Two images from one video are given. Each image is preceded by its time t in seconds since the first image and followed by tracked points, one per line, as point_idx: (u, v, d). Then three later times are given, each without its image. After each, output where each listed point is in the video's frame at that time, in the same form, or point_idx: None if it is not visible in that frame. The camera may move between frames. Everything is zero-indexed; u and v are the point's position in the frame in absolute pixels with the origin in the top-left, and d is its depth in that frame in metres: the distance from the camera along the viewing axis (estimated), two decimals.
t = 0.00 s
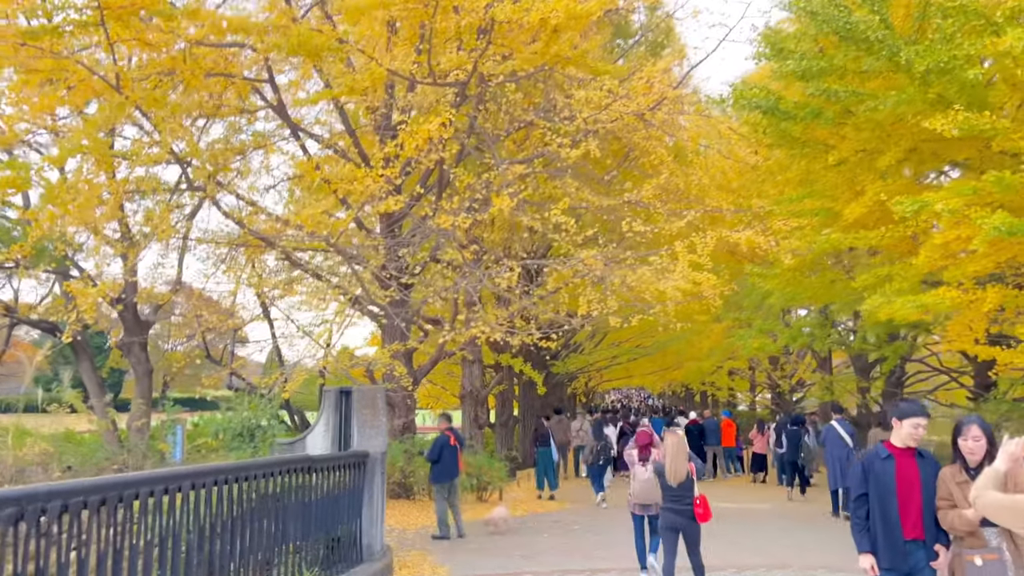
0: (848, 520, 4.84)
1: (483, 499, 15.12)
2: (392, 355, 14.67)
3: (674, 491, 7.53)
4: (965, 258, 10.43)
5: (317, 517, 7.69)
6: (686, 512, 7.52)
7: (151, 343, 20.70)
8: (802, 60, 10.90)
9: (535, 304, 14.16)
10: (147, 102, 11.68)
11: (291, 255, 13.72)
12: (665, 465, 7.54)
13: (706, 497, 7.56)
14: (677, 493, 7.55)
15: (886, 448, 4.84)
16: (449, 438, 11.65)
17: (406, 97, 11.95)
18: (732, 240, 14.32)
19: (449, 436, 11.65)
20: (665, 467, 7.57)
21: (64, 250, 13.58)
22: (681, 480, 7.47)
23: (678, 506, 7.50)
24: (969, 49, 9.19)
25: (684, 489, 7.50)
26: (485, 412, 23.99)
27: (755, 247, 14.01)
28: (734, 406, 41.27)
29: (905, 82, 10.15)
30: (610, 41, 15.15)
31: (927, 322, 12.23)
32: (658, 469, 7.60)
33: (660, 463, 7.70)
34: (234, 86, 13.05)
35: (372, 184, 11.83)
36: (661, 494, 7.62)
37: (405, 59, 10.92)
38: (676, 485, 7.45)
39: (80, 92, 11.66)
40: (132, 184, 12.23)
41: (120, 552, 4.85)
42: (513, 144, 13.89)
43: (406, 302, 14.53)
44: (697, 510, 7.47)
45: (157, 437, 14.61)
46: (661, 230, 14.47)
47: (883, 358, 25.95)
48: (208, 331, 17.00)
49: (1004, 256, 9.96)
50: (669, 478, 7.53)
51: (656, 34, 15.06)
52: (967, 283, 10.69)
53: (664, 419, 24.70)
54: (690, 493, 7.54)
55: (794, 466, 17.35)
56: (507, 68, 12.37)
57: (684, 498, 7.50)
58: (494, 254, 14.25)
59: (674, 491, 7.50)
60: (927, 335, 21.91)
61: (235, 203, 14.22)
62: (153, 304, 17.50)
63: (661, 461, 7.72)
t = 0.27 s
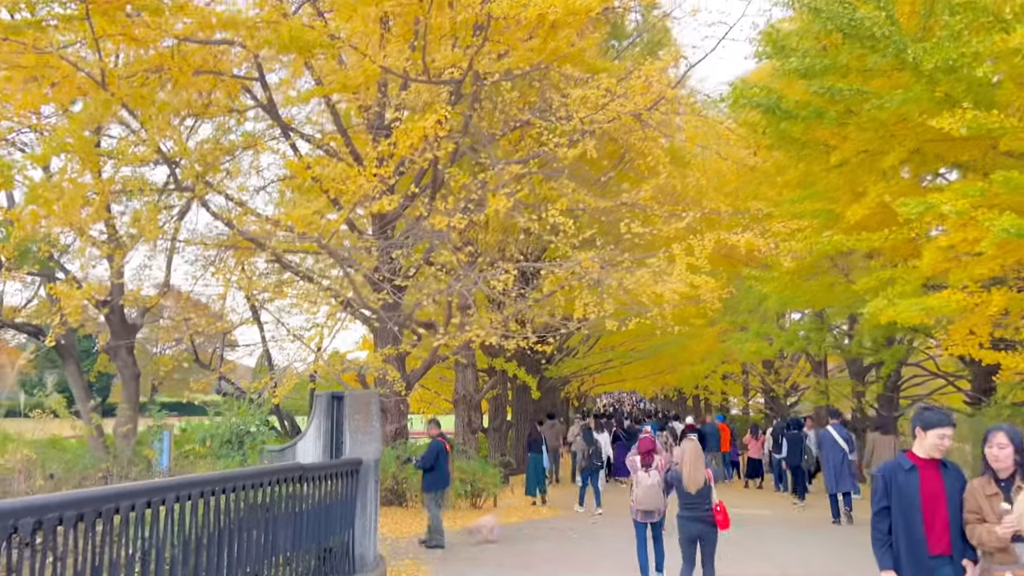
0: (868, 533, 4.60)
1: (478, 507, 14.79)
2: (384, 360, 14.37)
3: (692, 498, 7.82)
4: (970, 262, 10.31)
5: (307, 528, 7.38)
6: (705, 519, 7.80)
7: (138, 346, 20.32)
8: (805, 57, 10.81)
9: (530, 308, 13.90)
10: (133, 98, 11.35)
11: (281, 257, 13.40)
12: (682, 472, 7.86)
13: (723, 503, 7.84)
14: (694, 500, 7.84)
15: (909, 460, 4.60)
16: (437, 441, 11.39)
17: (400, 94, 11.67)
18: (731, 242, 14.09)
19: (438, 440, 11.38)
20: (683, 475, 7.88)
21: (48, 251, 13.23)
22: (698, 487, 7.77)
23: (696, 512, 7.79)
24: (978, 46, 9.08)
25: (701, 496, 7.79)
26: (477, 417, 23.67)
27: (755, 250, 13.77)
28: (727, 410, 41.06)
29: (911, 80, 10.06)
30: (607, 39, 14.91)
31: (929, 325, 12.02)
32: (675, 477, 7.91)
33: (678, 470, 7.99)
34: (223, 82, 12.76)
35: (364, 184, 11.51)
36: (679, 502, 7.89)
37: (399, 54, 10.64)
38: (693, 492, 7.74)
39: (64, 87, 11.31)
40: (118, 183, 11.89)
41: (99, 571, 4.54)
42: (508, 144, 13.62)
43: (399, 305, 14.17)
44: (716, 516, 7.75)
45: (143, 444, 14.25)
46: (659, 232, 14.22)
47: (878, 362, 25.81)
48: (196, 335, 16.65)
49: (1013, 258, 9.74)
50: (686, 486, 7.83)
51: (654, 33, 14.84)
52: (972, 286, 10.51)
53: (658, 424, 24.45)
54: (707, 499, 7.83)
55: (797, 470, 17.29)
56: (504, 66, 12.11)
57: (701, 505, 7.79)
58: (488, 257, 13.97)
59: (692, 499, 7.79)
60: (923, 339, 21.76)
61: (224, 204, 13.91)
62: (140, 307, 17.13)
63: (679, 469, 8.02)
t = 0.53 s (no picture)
0: (887, 528, 4.40)
1: (472, 500, 14.59)
2: (377, 351, 14.14)
3: (702, 488, 8.22)
4: (974, 251, 10.17)
5: (299, 522, 7.16)
6: (714, 508, 8.20)
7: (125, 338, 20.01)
8: (808, 42, 10.68)
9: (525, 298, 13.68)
10: (119, 80, 11.03)
11: (272, 246, 13.14)
12: (694, 462, 8.24)
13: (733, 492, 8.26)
14: (704, 490, 8.24)
15: (931, 452, 4.41)
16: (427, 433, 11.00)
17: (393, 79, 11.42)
18: (730, 232, 13.90)
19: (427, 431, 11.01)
20: (694, 466, 8.27)
21: (32, 239, 12.91)
22: (709, 477, 8.20)
23: (706, 502, 8.18)
24: (986, 28, 8.88)
25: (710, 486, 8.20)
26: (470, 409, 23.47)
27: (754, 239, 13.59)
28: (719, 403, 41.01)
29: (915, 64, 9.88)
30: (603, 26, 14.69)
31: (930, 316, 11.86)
32: (686, 467, 8.31)
33: (688, 461, 8.39)
34: (213, 66, 12.49)
35: (358, 169, 11.25)
36: (689, 492, 8.29)
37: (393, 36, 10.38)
38: (705, 481, 8.15)
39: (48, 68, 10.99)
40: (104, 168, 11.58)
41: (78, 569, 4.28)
42: (503, 132, 13.39)
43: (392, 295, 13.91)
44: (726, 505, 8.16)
45: (130, 436, 13.96)
46: (656, 222, 14.02)
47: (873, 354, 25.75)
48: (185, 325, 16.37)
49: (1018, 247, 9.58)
50: (697, 476, 8.24)
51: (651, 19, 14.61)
52: (975, 275, 10.37)
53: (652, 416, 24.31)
54: (716, 489, 8.25)
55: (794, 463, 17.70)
56: (500, 51, 11.89)
57: (711, 494, 8.18)
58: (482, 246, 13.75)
59: (702, 489, 8.19)
60: (919, 331, 21.69)
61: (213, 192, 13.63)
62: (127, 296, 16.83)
63: (688, 459, 8.43)
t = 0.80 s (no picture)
0: (910, 535, 4.19)
1: (463, 502, 14.32)
2: (366, 350, 13.87)
3: (706, 490, 8.16)
4: (976, 248, 10.01)
5: (286, 527, 6.86)
6: (717, 510, 8.17)
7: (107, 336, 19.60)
8: (808, 35, 10.47)
9: (518, 296, 13.45)
10: (101, 70, 10.70)
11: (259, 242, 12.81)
12: (698, 465, 8.18)
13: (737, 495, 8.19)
14: (708, 493, 8.20)
15: (956, 455, 4.19)
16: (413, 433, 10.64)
17: (385, 71, 11.16)
18: (726, 229, 13.69)
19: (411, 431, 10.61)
20: (697, 467, 8.19)
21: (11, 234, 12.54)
22: (713, 480, 8.13)
23: (708, 504, 8.13)
24: (992, 20, 8.70)
25: (714, 489, 8.15)
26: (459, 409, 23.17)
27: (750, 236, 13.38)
28: (707, 404, 40.88)
29: (919, 57, 9.70)
30: (596, 20, 14.47)
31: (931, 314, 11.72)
32: (689, 470, 8.23)
33: (690, 463, 8.32)
34: (198, 58, 12.15)
35: (348, 163, 10.95)
36: (693, 494, 8.24)
37: (385, 26, 10.13)
38: (709, 484, 8.10)
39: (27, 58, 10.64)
40: (85, 160, 11.23)
41: None
42: (495, 126, 13.15)
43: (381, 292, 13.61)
44: (730, 508, 8.11)
45: (112, 437, 13.61)
46: (651, 219, 13.82)
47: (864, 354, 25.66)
48: (169, 324, 16.03)
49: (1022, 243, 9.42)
50: (701, 478, 8.16)
51: (644, 14, 14.41)
52: (977, 273, 10.21)
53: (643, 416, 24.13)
54: (720, 492, 8.19)
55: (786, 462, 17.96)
56: (494, 43, 11.65)
57: (715, 497, 8.15)
58: (474, 243, 13.50)
59: (705, 491, 8.13)
60: (910, 330, 21.62)
61: (199, 186, 13.30)
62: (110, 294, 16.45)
63: (690, 461, 8.35)
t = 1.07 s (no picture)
0: (925, 541, 4.01)
1: (450, 502, 14.07)
2: (352, 348, 13.61)
3: (699, 488, 8.06)
4: (973, 244, 9.89)
5: (270, 531, 6.60)
6: (711, 508, 8.08)
7: (86, 334, 19.20)
8: (803, 27, 10.31)
9: (507, 293, 13.24)
10: (78, 59, 10.37)
11: (241, 237, 12.49)
12: (692, 463, 8.08)
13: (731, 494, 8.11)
14: (702, 490, 8.09)
15: (975, 456, 4.01)
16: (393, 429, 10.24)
17: (372, 62, 10.91)
18: (718, 226, 13.51)
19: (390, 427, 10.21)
20: (691, 466, 8.09)
21: None
22: (707, 477, 8.03)
23: (703, 502, 8.04)
24: (991, 12, 8.56)
25: (709, 486, 8.05)
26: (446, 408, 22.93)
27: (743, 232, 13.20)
28: (693, 403, 40.79)
29: (915, 49, 9.57)
30: (585, 14, 14.26)
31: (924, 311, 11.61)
32: (683, 467, 8.11)
33: (684, 461, 8.22)
34: (180, 48, 11.84)
35: (335, 155, 10.68)
36: (686, 491, 8.12)
37: (372, 15, 9.89)
38: (703, 481, 8.00)
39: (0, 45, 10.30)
40: (61, 152, 10.90)
41: None
42: (484, 120, 12.93)
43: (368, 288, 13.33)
44: (724, 505, 8.04)
45: (91, 437, 13.27)
46: (641, 215, 13.65)
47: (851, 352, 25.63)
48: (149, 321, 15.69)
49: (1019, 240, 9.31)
50: (694, 476, 8.05)
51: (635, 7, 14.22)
52: (973, 269, 10.09)
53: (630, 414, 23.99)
54: (715, 490, 8.09)
55: (776, 461, 17.88)
56: (483, 35, 11.43)
57: (709, 494, 8.05)
58: (463, 239, 13.28)
59: (699, 489, 8.03)
60: (898, 328, 21.60)
61: (180, 180, 12.99)
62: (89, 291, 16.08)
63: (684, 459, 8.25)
